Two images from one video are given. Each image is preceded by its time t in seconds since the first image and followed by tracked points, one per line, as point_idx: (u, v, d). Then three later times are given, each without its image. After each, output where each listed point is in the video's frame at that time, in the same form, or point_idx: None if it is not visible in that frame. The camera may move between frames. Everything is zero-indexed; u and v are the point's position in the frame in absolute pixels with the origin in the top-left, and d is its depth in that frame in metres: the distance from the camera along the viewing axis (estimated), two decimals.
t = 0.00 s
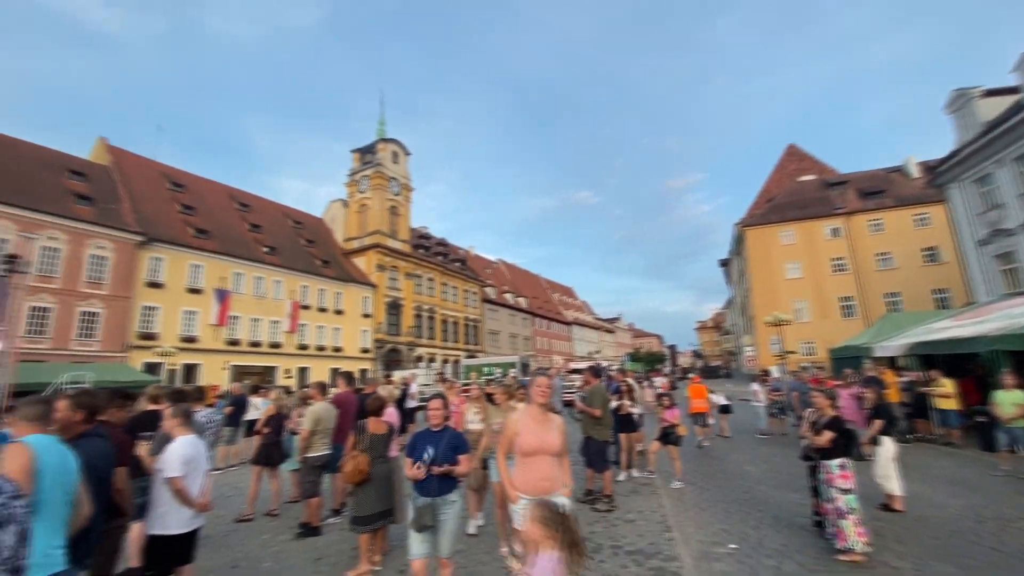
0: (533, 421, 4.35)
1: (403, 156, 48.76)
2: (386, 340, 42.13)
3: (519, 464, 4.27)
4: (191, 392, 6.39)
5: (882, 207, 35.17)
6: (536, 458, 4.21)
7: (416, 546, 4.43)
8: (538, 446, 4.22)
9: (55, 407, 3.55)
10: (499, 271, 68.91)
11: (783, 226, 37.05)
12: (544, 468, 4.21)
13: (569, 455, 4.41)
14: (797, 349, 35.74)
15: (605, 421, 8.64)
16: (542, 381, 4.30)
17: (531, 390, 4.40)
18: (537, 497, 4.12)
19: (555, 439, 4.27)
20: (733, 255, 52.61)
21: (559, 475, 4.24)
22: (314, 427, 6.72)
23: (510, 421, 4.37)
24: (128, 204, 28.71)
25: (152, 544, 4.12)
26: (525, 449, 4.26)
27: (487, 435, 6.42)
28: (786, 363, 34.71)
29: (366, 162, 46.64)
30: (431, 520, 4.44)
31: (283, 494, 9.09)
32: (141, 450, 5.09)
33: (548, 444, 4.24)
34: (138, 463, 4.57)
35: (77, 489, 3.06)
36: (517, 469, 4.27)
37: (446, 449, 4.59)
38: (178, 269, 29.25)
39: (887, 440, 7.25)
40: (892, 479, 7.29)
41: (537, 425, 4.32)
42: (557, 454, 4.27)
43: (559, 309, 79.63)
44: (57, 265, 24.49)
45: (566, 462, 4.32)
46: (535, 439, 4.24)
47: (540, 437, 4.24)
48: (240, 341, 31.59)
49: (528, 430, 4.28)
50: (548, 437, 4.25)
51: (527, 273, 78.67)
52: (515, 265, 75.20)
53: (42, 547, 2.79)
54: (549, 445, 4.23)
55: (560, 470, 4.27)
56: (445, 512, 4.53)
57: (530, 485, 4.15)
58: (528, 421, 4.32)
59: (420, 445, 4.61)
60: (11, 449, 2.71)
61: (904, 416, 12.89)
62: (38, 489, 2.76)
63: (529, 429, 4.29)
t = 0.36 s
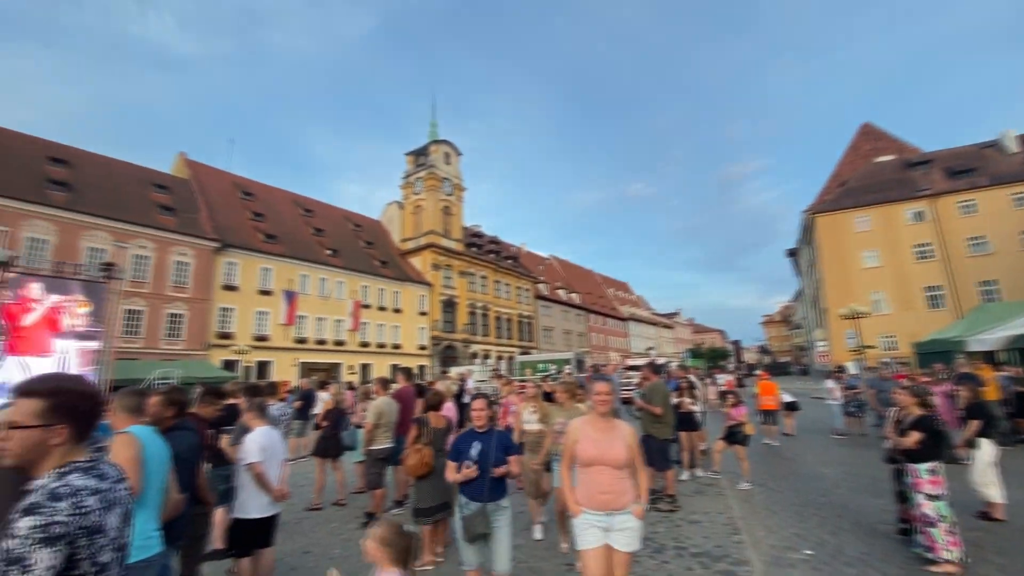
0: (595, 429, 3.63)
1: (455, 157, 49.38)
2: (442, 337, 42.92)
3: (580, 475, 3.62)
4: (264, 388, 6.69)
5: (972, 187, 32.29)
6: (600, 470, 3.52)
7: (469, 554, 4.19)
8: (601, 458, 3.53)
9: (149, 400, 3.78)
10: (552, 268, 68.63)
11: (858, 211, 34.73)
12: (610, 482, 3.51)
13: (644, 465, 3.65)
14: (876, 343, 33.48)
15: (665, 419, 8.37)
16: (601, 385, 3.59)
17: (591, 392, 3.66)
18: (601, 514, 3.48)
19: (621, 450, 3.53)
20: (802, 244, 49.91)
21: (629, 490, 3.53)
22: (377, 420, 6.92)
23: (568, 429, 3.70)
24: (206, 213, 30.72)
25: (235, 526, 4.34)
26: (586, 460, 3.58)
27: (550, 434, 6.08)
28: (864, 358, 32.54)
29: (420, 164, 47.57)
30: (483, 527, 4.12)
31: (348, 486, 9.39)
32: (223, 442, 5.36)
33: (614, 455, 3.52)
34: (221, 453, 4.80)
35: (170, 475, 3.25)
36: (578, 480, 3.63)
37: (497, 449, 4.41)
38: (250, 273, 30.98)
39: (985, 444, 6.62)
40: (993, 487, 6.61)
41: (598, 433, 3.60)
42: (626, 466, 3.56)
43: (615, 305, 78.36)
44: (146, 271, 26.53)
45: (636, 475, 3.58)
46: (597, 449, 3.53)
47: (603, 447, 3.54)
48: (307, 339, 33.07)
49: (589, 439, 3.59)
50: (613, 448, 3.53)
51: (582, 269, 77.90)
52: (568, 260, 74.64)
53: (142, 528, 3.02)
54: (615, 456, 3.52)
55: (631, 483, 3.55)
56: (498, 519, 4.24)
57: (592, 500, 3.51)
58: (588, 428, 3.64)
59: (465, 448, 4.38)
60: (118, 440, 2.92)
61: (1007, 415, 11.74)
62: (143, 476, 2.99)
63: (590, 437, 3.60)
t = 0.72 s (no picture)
0: (665, 439, 3.07)
1: (509, 155, 49.34)
2: (501, 334, 43.23)
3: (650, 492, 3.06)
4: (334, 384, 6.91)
5: None
6: (673, 486, 2.95)
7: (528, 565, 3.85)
8: (675, 472, 2.96)
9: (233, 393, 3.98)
10: (611, 262, 67.42)
11: (952, 190, 31.78)
12: (687, 502, 2.92)
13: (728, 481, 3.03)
14: (977, 336, 30.67)
15: (736, 417, 7.94)
16: (669, 387, 3.02)
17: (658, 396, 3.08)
18: (678, 540, 2.91)
19: (698, 461, 2.95)
20: (886, 229, 46.36)
21: (710, 511, 2.93)
22: (441, 415, 6.99)
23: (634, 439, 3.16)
24: (278, 220, 32.48)
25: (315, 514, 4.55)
26: (656, 476, 3.01)
27: (615, 435, 5.66)
28: (961, 352, 29.84)
29: (476, 163, 47.98)
30: (541, 540, 3.68)
31: (415, 478, 9.59)
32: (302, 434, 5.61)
33: (690, 469, 2.94)
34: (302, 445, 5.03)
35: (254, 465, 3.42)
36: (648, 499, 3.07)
37: (554, 454, 3.94)
38: (318, 275, 32.42)
39: None
40: None
41: (670, 444, 3.04)
42: (705, 482, 2.96)
43: (678, 299, 75.94)
44: (228, 276, 28.41)
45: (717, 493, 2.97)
46: (669, 463, 2.98)
47: (675, 461, 2.97)
48: (373, 337, 34.29)
49: (659, 451, 3.04)
50: (688, 461, 2.95)
51: (642, 263, 76.04)
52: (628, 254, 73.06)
53: (232, 515, 3.19)
54: (692, 470, 2.93)
55: (712, 503, 2.95)
56: (554, 533, 3.77)
57: (664, 520, 2.95)
58: (656, 437, 3.08)
59: (519, 452, 3.96)
60: (216, 433, 3.08)
61: None
62: (237, 468, 3.18)
63: (658, 449, 3.05)
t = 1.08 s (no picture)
0: (754, 443, 2.68)
1: (566, 150, 48.81)
2: (562, 331, 42.98)
3: (742, 507, 2.63)
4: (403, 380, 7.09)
5: None
6: (771, 497, 2.54)
7: None
8: (772, 480, 2.55)
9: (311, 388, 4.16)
10: (676, 255, 65.27)
11: None
12: (789, 515, 2.51)
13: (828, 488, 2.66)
14: None
15: (820, 415, 7.45)
16: (757, 384, 2.68)
17: (741, 397, 2.71)
18: (785, 560, 2.47)
19: (797, 466, 2.57)
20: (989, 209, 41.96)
21: (815, 525, 2.53)
22: (506, 411, 7.01)
23: (717, 444, 2.75)
24: (345, 225, 33.96)
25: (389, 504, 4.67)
26: (749, 487, 2.59)
27: (688, 437, 5.30)
28: None
29: (532, 160, 47.87)
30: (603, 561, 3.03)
31: (482, 473, 9.72)
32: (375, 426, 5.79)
33: (789, 477, 2.54)
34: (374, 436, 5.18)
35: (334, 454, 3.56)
36: (742, 515, 2.62)
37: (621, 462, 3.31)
38: (384, 276, 33.59)
39: None
40: None
41: (760, 448, 2.64)
42: (807, 491, 2.57)
43: (749, 292, 72.34)
44: (304, 279, 30.04)
45: (821, 503, 2.59)
46: (766, 470, 2.56)
47: (773, 466, 2.57)
48: (437, 335, 35.12)
49: (751, 457, 2.63)
50: (787, 466, 2.56)
51: (710, 254, 73.09)
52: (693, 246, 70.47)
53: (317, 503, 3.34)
54: (791, 477, 2.54)
55: (816, 515, 2.56)
56: (621, 556, 3.16)
57: (765, 539, 2.51)
58: (744, 441, 2.68)
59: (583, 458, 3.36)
60: (301, 427, 3.21)
61: None
62: (321, 459, 3.32)
63: (751, 455, 2.64)
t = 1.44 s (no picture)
0: (885, 457, 2.06)
1: (625, 139, 47.58)
2: (626, 326, 42.08)
3: (863, 537, 2.03)
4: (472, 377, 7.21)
5: None
6: (906, 531, 1.92)
7: None
8: (907, 509, 1.94)
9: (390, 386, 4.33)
10: (748, 243, 62.00)
11: None
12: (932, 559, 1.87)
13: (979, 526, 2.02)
14: None
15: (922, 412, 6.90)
16: (898, 386, 2.07)
17: (874, 400, 2.10)
18: None
19: (943, 493, 1.95)
20: None
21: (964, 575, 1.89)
22: (573, 407, 6.98)
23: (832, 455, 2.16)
24: (409, 227, 35.03)
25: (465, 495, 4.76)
26: (875, 514, 1.99)
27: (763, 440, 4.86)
28: None
29: (591, 152, 47.10)
30: None
31: (552, 468, 9.74)
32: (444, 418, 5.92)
33: (933, 506, 1.93)
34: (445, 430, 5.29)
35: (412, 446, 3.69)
36: (862, 549, 2.02)
37: (698, 472, 2.90)
38: (448, 274, 34.37)
39: None
40: None
41: (895, 467, 2.03)
42: (955, 528, 1.94)
43: (832, 280, 67.46)
44: (373, 280, 31.32)
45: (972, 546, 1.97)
46: (904, 496, 1.95)
47: (910, 489, 1.97)
48: (499, 331, 35.48)
49: (879, 474, 2.03)
50: (934, 494, 1.95)
51: (787, 242, 68.83)
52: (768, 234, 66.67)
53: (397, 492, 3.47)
54: (936, 508, 1.92)
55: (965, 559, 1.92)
56: None
57: None
58: (871, 455, 2.08)
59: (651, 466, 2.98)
60: (383, 419, 3.36)
61: None
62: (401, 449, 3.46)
63: (883, 471, 2.03)
